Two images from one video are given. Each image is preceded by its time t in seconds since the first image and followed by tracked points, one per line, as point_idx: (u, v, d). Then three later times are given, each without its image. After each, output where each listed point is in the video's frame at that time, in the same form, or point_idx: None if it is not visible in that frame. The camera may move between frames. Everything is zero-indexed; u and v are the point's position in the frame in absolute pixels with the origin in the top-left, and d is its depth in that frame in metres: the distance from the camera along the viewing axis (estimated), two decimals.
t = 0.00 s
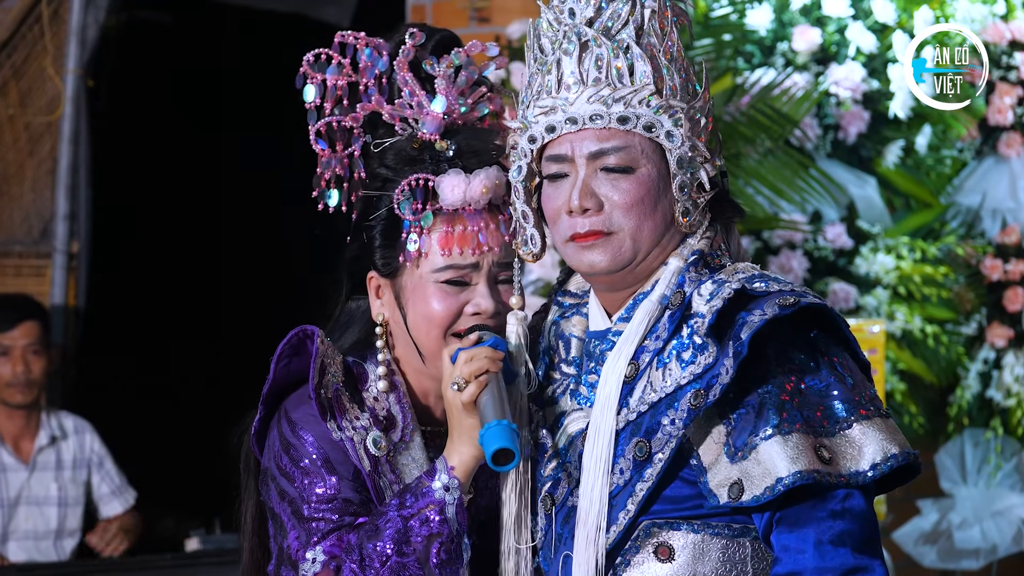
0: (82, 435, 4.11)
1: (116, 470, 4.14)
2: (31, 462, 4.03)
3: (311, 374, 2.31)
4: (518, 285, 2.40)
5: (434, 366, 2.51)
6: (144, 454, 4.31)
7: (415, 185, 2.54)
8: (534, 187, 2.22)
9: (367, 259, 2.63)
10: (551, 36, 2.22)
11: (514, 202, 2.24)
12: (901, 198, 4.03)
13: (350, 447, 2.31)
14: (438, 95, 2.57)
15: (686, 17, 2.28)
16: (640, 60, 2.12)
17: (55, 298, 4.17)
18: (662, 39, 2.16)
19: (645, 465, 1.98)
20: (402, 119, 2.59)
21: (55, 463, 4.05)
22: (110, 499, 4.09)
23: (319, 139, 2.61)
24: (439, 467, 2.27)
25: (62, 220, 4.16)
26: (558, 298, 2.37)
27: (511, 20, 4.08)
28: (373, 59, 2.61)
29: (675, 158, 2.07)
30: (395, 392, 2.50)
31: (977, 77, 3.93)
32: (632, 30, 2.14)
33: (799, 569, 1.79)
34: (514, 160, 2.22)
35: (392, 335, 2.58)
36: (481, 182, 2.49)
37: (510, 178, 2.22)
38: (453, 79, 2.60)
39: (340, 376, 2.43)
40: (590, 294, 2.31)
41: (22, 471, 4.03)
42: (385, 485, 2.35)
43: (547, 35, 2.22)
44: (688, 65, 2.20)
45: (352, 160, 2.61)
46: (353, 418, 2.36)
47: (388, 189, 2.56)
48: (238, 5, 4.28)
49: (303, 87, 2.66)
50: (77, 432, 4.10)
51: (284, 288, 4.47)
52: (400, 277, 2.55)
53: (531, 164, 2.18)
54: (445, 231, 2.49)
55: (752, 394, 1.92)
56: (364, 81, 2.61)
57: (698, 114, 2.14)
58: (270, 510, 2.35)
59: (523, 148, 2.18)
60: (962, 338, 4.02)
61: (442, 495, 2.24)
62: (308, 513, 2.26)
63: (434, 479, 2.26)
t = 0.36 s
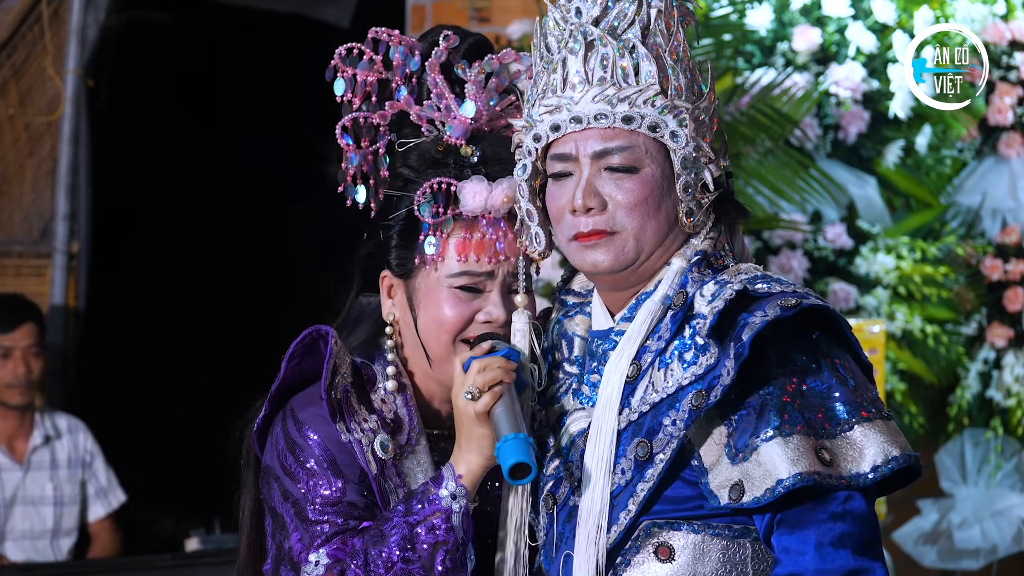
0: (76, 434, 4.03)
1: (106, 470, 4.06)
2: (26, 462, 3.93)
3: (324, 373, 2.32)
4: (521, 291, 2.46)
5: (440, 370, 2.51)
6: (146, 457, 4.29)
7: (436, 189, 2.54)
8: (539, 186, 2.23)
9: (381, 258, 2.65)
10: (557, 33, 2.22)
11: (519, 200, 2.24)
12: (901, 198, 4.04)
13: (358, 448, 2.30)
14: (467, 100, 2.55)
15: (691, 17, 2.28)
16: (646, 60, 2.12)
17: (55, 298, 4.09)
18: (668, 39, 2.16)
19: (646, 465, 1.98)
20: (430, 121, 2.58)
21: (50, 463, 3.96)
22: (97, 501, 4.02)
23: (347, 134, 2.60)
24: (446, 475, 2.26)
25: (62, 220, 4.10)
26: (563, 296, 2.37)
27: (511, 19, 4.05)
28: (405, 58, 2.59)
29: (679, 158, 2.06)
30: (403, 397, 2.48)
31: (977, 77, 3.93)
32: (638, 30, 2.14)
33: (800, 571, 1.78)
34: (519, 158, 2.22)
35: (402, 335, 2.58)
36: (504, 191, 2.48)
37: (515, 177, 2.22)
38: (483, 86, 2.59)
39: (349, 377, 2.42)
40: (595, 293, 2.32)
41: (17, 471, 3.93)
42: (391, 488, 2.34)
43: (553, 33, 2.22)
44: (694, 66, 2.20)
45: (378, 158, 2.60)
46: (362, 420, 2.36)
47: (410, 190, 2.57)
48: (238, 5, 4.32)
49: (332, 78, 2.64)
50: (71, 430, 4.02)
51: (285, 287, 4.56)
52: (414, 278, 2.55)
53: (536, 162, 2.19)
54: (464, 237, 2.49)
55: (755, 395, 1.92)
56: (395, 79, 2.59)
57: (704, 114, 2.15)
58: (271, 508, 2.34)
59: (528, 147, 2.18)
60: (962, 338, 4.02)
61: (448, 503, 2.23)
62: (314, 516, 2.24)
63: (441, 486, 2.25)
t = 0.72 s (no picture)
0: (76, 437, 4.02)
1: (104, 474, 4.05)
2: (28, 466, 3.90)
3: (317, 375, 2.31)
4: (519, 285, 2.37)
5: (431, 372, 2.51)
6: (147, 457, 4.27)
7: (438, 191, 2.54)
8: (536, 185, 2.23)
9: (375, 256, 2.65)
10: (554, 33, 2.22)
11: (516, 199, 2.24)
12: (901, 198, 4.04)
13: (348, 451, 2.29)
14: (470, 103, 2.57)
15: (689, 17, 2.28)
16: (645, 60, 2.12)
17: (55, 300, 4.04)
18: (666, 39, 2.16)
19: (647, 468, 1.97)
20: (434, 122, 2.60)
21: (52, 466, 3.94)
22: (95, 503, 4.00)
23: (351, 131, 2.58)
24: (439, 483, 2.25)
25: (62, 220, 4.05)
26: (557, 296, 2.37)
27: (511, 20, 4.04)
28: (410, 59, 2.62)
29: (678, 159, 2.07)
30: (389, 400, 2.47)
31: (977, 77, 3.93)
32: (636, 30, 2.15)
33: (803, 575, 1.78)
34: (516, 157, 2.22)
35: (394, 335, 2.58)
36: (506, 195, 2.49)
37: (511, 176, 2.22)
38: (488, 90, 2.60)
39: (338, 379, 2.39)
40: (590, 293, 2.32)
41: (20, 475, 3.89)
42: (380, 492, 2.35)
43: (551, 32, 2.22)
44: (692, 66, 2.20)
45: (380, 157, 2.61)
46: (351, 423, 2.34)
47: (411, 190, 2.58)
48: (236, 5, 4.31)
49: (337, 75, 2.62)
50: (72, 433, 4.01)
51: (284, 287, 4.58)
52: (410, 279, 2.56)
53: (533, 162, 2.19)
54: (465, 240, 2.50)
55: (757, 399, 1.92)
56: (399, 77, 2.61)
57: (702, 114, 2.15)
58: (254, 512, 2.34)
59: (525, 146, 2.18)
60: (962, 338, 4.02)
61: (442, 513, 2.23)
62: (302, 522, 2.24)
63: (434, 495, 2.24)
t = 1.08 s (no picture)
0: (74, 433, 3.97)
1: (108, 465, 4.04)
2: (30, 464, 3.85)
3: (301, 376, 2.28)
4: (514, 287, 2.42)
5: (413, 375, 2.50)
6: (144, 456, 4.28)
7: (427, 193, 2.54)
8: (530, 186, 2.23)
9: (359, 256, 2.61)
10: (549, 32, 2.22)
11: (511, 199, 2.24)
12: (901, 198, 4.04)
13: (327, 454, 2.25)
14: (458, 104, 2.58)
15: (684, 17, 2.29)
16: (640, 60, 2.12)
17: (55, 300, 4.01)
18: (662, 39, 2.17)
19: (643, 471, 1.97)
20: (421, 123, 2.61)
21: (52, 464, 3.89)
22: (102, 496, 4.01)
23: (340, 129, 2.59)
24: (423, 495, 2.24)
25: (63, 220, 4.02)
26: (551, 297, 2.38)
27: (511, 19, 4.03)
28: (397, 59, 2.63)
29: (673, 159, 2.07)
30: (368, 405, 2.45)
31: (978, 77, 3.93)
32: (631, 30, 2.15)
33: None
34: (511, 157, 2.22)
35: (376, 336, 2.56)
36: (497, 199, 2.50)
37: (506, 176, 2.23)
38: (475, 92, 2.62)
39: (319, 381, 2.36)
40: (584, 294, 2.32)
41: (21, 473, 3.85)
42: (354, 495, 2.31)
43: (546, 32, 2.23)
44: (687, 66, 2.20)
45: (367, 157, 2.60)
46: (330, 425, 2.31)
47: (400, 191, 2.58)
48: (238, 6, 4.33)
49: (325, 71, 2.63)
50: (70, 429, 3.96)
51: (283, 285, 4.62)
52: (395, 280, 2.54)
53: (527, 162, 2.19)
54: (454, 244, 2.49)
55: (752, 403, 1.93)
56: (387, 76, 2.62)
57: (697, 115, 2.15)
58: (222, 507, 2.28)
59: (520, 146, 2.18)
60: (962, 338, 4.02)
61: (425, 525, 2.21)
62: (279, 524, 2.20)
63: (418, 506, 2.23)
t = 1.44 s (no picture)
0: (71, 429, 4.02)
1: (109, 455, 4.07)
2: (24, 466, 3.92)
3: (288, 375, 2.28)
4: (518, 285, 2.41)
5: (410, 377, 2.49)
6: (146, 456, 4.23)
7: (427, 194, 2.54)
8: (533, 184, 2.23)
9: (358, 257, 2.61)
10: (555, 30, 2.22)
11: (513, 197, 2.24)
12: (900, 198, 4.03)
13: (314, 454, 2.25)
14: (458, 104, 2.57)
15: (689, 17, 2.29)
16: (645, 60, 2.13)
17: (55, 301, 4.03)
18: (667, 39, 2.16)
19: (646, 473, 1.97)
20: (422, 124, 2.61)
21: (47, 464, 3.96)
22: (103, 484, 4.03)
23: (341, 130, 2.60)
24: (410, 509, 2.23)
25: (62, 220, 4.04)
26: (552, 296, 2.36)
27: (511, 19, 4.02)
28: (399, 59, 2.63)
29: (676, 160, 2.07)
30: (359, 402, 2.45)
31: (977, 77, 3.94)
32: (637, 29, 2.15)
33: None
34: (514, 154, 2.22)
35: (374, 337, 2.56)
36: (497, 201, 2.49)
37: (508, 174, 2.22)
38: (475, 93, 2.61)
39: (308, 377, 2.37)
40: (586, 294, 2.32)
41: (15, 476, 3.91)
42: (341, 498, 2.32)
43: (552, 30, 2.22)
44: (692, 66, 2.20)
45: (368, 157, 2.60)
46: (318, 426, 2.31)
47: (400, 192, 2.57)
48: (238, 5, 4.31)
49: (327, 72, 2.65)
50: (65, 426, 4.01)
51: (286, 285, 4.55)
52: (395, 282, 2.54)
53: (530, 159, 2.19)
54: (453, 245, 2.48)
55: (756, 406, 1.93)
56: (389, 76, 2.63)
57: (702, 116, 2.15)
58: (212, 508, 2.29)
59: (523, 143, 2.18)
60: (962, 338, 4.02)
61: (409, 540, 2.21)
62: (260, 525, 2.19)
63: (404, 519, 2.22)
